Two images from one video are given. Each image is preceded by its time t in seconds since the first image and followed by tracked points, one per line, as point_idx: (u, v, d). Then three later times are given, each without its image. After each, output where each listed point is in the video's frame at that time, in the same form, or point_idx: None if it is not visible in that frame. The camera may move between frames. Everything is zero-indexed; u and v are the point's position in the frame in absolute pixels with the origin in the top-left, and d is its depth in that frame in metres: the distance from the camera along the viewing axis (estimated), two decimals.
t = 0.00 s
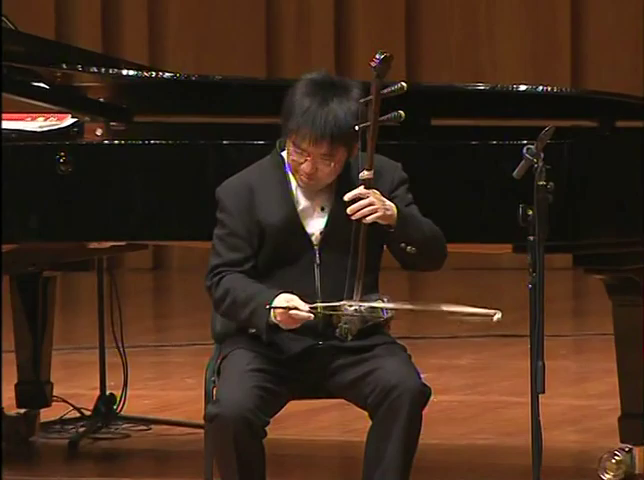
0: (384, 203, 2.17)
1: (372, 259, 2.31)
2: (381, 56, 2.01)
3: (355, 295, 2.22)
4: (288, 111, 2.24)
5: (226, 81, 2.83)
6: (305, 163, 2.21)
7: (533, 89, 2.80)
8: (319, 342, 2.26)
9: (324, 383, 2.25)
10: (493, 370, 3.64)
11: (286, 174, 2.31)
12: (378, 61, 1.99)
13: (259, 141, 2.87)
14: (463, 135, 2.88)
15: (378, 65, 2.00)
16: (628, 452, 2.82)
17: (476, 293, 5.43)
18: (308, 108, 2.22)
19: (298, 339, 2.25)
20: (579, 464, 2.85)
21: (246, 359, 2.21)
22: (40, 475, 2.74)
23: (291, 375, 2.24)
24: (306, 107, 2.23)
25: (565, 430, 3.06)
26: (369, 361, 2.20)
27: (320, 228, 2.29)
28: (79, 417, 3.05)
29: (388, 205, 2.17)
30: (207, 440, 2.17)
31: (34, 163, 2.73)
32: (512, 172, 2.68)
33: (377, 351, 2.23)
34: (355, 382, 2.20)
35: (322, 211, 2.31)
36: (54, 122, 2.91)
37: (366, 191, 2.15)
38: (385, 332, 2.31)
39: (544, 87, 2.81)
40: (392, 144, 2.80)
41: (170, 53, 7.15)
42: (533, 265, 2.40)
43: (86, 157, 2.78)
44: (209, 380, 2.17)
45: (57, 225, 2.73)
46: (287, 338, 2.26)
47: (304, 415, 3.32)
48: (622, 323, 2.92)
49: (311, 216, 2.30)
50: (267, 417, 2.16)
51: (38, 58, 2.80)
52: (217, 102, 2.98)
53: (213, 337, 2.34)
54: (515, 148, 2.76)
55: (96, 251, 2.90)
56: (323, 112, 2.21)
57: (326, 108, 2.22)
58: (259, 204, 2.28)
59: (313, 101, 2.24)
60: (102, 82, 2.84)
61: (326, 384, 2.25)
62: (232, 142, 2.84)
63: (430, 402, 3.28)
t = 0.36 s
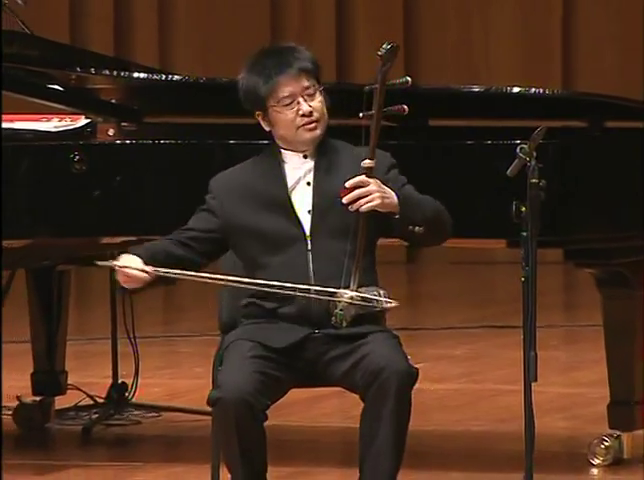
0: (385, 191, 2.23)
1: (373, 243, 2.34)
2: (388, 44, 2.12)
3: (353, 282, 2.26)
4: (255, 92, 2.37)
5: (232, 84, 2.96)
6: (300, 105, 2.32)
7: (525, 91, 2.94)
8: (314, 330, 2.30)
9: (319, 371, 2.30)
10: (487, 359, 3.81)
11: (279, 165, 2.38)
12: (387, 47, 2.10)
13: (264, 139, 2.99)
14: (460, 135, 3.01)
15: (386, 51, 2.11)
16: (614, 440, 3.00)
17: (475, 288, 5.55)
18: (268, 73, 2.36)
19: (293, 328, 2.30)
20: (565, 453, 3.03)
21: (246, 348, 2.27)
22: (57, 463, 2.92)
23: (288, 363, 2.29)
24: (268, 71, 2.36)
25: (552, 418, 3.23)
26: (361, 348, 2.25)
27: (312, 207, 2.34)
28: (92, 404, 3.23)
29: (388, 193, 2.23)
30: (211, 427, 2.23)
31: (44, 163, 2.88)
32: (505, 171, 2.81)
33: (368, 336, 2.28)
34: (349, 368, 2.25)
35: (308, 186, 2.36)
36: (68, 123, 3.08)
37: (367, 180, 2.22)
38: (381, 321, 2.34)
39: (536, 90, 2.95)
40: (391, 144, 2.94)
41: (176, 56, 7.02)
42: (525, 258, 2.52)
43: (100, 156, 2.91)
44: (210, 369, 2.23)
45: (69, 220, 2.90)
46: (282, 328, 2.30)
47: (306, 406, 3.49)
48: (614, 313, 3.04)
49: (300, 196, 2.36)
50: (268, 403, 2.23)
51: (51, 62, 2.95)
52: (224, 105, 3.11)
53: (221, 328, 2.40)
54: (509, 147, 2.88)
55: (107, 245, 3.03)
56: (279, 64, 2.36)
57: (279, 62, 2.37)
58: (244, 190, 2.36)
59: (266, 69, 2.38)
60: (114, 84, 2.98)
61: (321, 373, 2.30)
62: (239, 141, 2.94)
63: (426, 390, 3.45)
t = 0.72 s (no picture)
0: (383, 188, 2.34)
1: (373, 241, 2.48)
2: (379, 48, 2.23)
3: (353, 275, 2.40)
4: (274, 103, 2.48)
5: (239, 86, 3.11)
6: (322, 113, 2.44)
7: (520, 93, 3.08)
8: (320, 320, 2.44)
9: (323, 360, 2.43)
10: (484, 349, 3.98)
11: (283, 166, 2.52)
12: (377, 50, 2.21)
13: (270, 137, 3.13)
14: (457, 134, 3.15)
15: (376, 54, 2.22)
16: (605, 427, 3.16)
17: (471, 281, 5.71)
18: (287, 84, 2.48)
19: (297, 318, 2.44)
20: (558, 438, 3.20)
21: (254, 338, 2.40)
22: (74, 449, 3.09)
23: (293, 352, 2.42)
24: (286, 81, 2.48)
25: (546, 405, 3.40)
26: (365, 335, 2.39)
27: (317, 207, 2.48)
28: (107, 391, 3.39)
29: (386, 190, 2.34)
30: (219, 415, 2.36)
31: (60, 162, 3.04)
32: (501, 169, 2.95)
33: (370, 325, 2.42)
34: (353, 355, 2.39)
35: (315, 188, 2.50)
36: (83, 123, 3.23)
37: (364, 176, 2.34)
38: (382, 312, 2.49)
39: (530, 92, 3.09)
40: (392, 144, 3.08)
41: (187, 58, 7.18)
42: (518, 253, 2.67)
43: (114, 156, 3.07)
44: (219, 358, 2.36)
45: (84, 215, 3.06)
46: (288, 317, 2.44)
47: (310, 395, 3.67)
48: (604, 304, 3.17)
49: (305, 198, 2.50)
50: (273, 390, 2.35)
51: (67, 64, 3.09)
52: (232, 107, 3.25)
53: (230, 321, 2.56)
54: (505, 147, 3.03)
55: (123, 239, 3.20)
56: (298, 74, 2.48)
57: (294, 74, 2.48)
58: (253, 195, 2.50)
59: (282, 81, 2.49)
60: (127, 87, 3.12)
61: (325, 361, 2.44)
62: (246, 141, 3.07)
63: (426, 378, 3.61)
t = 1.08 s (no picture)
0: (403, 203, 2.45)
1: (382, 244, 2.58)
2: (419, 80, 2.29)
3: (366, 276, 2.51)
4: (336, 107, 2.50)
5: (244, 89, 3.25)
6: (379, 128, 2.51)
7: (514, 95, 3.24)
8: (331, 314, 2.57)
9: (333, 352, 2.57)
10: (479, 340, 4.14)
11: (311, 162, 2.61)
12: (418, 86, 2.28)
13: (275, 136, 3.28)
14: (453, 133, 3.30)
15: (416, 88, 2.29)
16: (595, 413, 3.32)
17: (464, 275, 5.85)
18: (351, 92, 2.51)
19: (311, 311, 2.56)
20: (548, 425, 3.36)
21: (268, 332, 2.53)
22: (88, 435, 3.25)
23: (306, 347, 2.55)
24: (354, 88, 2.51)
25: (539, 392, 3.56)
26: (380, 332, 2.53)
27: (341, 208, 2.57)
28: (118, 380, 3.55)
29: (404, 202, 2.45)
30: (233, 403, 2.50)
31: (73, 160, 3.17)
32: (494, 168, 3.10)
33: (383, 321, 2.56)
34: (365, 350, 2.53)
35: (341, 191, 2.59)
36: (96, 123, 3.38)
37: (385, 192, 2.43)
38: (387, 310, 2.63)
39: (523, 94, 3.25)
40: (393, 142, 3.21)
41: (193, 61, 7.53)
42: (513, 249, 2.81)
43: (124, 154, 3.20)
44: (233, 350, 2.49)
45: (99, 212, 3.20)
46: (301, 310, 2.57)
47: (312, 384, 3.84)
48: (594, 296, 3.33)
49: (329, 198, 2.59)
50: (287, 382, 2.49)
51: (80, 67, 3.23)
52: (238, 110, 3.39)
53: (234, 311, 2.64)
54: (498, 146, 3.17)
55: (134, 236, 3.31)
56: (361, 85, 2.52)
57: (356, 84, 2.53)
58: (283, 187, 2.56)
59: (342, 87, 2.53)
60: (138, 89, 3.27)
61: (333, 353, 2.57)
62: (252, 141, 3.21)
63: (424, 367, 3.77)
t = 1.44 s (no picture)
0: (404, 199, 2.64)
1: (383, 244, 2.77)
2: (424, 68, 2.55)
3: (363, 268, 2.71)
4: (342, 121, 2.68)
5: (245, 90, 3.41)
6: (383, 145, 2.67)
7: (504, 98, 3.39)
8: (331, 307, 2.73)
9: (331, 343, 2.73)
10: (470, 330, 4.33)
11: (321, 161, 2.79)
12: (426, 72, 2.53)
13: (275, 136, 3.44)
14: (446, 133, 3.45)
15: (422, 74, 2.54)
16: (579, 401, 3.47)
17: (455, 269, 6.05)
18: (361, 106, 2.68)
19: (312, 303, 2.72)
20: (535, 411, 3.53)
21: (270, 323, 2.69)
22: (96, 420, 3.41)
23: (306, 337, 2.71)
24: (369, 110, 2.68)
25: (527, 381, 3.73)
26: (376, 324, 2.69)
27: (348, 207, 2.76)
28: (125, 370, 3.72)
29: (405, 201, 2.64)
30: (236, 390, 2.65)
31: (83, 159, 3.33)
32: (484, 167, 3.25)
33: (379, 315, 2.72)
34: (362, 341, 2.69)
35: (349, 191, 2.77)
36: (104, 124, 3.53)
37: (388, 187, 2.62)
38: (383, 304, 2.79)
39: (512, 96, 3.41)
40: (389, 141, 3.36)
41: (199, 65, 7.90)
42: (503, 245, 2.98)
43: (130, 153, 3.36)
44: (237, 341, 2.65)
45: (102, 206, 3.36)
46: (302, 303, 2.73)
47: (310, 373, 4.03)
48: (579, 287, 3.50)
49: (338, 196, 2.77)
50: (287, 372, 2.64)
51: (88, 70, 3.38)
52: (240, 111, 3.55)
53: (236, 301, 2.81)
54: (489, 146, 3.32)
55: (141, 230, 3.46)
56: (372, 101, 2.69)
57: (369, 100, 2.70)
58: (291, 179, 2.75)
59: (354, 101, 2.71)
60: (143, 91, 3.42)
61: (332, 344, 2.73)
62: (253, 141, 3.37)
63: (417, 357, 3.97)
